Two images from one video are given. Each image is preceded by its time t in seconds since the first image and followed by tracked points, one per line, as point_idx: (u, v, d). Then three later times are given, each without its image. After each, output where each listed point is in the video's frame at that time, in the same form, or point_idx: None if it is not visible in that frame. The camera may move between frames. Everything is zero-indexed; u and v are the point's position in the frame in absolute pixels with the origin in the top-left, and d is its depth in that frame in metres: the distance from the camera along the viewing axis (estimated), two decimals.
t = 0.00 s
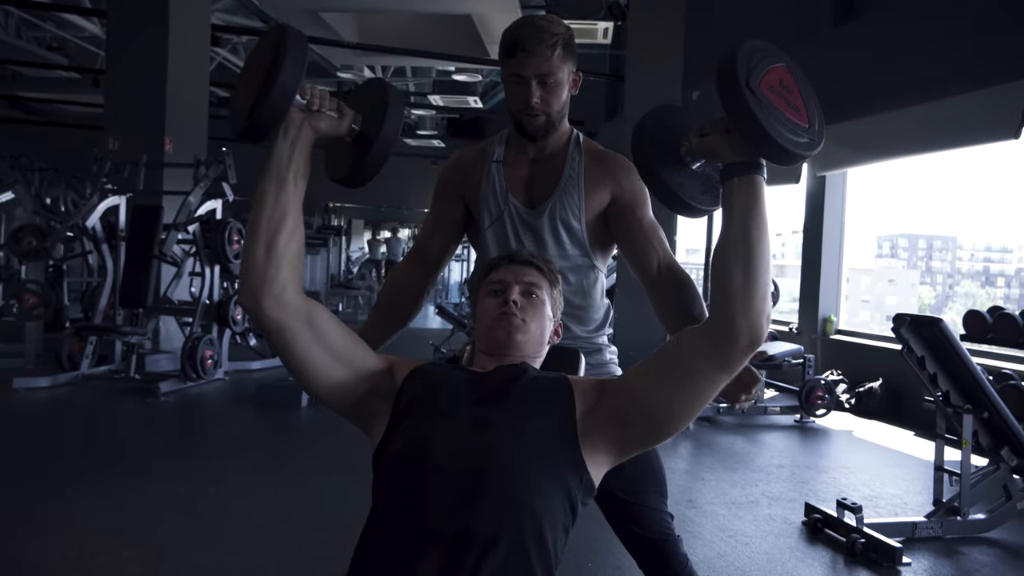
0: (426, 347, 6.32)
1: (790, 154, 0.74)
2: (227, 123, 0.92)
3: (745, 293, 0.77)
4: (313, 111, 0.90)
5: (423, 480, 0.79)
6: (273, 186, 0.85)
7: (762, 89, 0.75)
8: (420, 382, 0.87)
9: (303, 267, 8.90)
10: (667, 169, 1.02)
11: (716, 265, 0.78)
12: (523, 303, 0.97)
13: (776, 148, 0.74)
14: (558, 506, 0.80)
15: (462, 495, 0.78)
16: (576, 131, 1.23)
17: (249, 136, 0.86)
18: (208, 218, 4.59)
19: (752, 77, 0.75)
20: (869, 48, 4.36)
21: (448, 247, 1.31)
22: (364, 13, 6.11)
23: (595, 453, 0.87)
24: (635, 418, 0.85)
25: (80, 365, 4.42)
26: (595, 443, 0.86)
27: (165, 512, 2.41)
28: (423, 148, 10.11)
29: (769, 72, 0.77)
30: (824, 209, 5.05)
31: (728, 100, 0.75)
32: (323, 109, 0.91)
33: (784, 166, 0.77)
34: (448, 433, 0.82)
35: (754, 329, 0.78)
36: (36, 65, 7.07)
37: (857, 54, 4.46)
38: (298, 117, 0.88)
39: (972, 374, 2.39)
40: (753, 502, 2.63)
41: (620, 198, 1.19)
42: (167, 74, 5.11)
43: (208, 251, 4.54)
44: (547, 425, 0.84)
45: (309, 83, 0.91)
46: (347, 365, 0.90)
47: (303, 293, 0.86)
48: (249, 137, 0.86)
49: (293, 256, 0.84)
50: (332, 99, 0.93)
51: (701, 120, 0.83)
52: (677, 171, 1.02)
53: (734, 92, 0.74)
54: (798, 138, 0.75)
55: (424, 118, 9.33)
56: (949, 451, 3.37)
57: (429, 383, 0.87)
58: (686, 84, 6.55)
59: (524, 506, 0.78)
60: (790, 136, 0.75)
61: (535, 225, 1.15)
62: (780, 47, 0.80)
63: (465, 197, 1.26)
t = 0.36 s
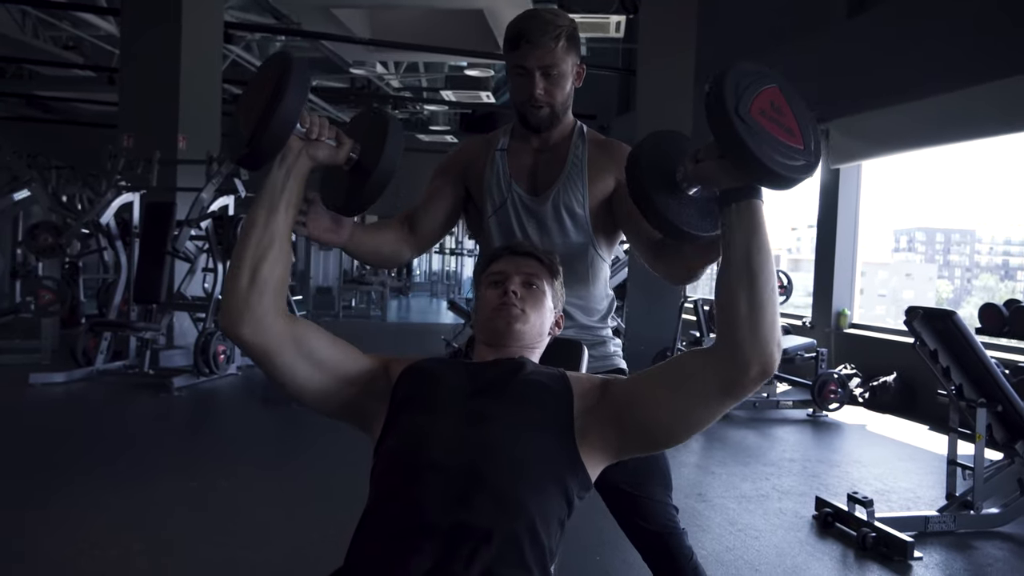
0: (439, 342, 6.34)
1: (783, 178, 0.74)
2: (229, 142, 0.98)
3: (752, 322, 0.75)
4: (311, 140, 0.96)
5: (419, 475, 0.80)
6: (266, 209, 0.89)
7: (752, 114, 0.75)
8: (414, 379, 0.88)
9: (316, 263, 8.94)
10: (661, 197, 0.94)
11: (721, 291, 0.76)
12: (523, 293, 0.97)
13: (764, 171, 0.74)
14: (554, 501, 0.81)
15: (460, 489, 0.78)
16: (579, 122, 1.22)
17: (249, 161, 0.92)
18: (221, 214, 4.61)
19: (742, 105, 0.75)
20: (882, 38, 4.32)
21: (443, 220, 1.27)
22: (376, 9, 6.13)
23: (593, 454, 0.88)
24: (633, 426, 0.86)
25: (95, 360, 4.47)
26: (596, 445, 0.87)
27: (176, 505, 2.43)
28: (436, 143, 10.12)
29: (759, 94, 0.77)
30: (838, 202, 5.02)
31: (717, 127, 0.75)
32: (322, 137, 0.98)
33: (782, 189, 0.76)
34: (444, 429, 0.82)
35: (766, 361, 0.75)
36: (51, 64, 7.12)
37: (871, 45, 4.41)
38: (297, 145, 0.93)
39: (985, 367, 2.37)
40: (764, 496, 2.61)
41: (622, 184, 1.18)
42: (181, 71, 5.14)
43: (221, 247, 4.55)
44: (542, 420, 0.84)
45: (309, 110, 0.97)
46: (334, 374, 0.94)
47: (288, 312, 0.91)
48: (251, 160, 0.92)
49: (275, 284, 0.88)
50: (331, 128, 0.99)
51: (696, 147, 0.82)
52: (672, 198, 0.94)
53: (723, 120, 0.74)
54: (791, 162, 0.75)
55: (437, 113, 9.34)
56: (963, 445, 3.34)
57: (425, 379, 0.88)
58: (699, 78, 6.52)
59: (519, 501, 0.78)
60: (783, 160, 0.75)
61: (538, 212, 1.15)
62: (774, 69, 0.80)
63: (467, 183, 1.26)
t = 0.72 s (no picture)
0: (448, 336, 6.34)
1: (780, 213, 0.71)
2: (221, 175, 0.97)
3: (759, 362, 0.72)
4: (307, 169, 0.93)
5: (416, 467, 0.80)
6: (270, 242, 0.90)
7: (750, 150, 0.72)
8: (412, 371, 0.89)
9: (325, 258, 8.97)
10: (653, 233, 1.02)
11: (725, 334, 0.74)
12: (522, 285, 0.97)
13: (761, 206, 0.71)
14: (552, 492, 0.81)
15: (457, 482, 0.79)
16: (580, 113, 1.21)
17: (240, 189, 0.91)
18: (229, 209, 4.62)
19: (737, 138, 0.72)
20: (891, 28, 4.28)
21: (441, 215, 1.27)
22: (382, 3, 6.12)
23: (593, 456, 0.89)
24: (634, 438, 0.86)
25: (106, 355, 4.51)
26: (597, 448, 0.87)
27: (184, 498, 2.45)
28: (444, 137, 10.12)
29: (754, 129, 0.75)
30: (847, 194, 4.99)
31: (713, 160, 0.72)
32: (317, 166, 0.94)
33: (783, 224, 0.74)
34: (442, 423, 0.82)
35: (775, 401, 0.73)
36: (61, 61, 7.18)
37: (880, 34, 4.38)
38: (291, 173, 0.92)
39: (995, 359, 2.34)
40: (771, 489, 2.61)
41: (623, 176, 1.17)
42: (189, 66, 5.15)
43: (230, 241, 4.56)
44: (540, 415, 0.84)
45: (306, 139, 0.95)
46: (326, 388, 0.97)
47: (275, 335, 0.92)
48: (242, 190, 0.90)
49: (264, 312, 0.89)
50: (327, 156, 0.96)
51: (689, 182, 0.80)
52: (666, 235, 1.02)
53: (719, 153, 0.71)
54: (791, 197, 0.72)
55: (445, 107, 9.34)
56: (973, 437, 3.32)
57: (421, 372, 0.88)
58: (707, 70, 6.49)
59: (517, 493, 0.79)
60: (781, 197, 0.71)
61: (538, 204, 1.15)
62: (764, 103, 0.79)
63: (466, 171, 1.26)
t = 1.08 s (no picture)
0: (460, 336, 6.35)
1: (771, 252, 0.70)
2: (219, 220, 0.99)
3: (756, 407, 0.71)
4: (304, 211, 0.95)
5: (416, 467, 0.81)
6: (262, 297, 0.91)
7: (738, 189, 0.71)
8: (413, 372, 0.89)
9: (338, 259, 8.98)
10: (648, 272, 0.93)
11: (722, 377, 0.73)
12: (525, 287, 0.98)
13: (751, 246, 0.70)
14: (553, 494, 0.82)
15: (458, 482, 0.80)
16: (584, 114, 1.21)
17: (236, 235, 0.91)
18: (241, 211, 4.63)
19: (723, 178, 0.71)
20: (904, 24, 4.26)
21: (445, 216, 1.27)
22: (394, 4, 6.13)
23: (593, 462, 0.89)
24: (632, 458, 0.85)
25: (121, 356, 4.55)
26: (596, 459, 0.88)
27: (195, 496, 2.47)
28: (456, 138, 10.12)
29: (741, 167, 0.74)
30: (860, 192, 4.96)
31: (701, 202, 0.72)
32: (315, 207, 0.97)
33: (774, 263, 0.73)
34: (440, 427, 0.83)
35: (775, 444, 0.72)
36: (77, 65, 7.24)
37: (893, 30, 4.35)
38: (287, 216, 0.93)
39: (1007, 358, 2.32)
40: (782, 490, 2.59)
41: (628, 175, 1.16)
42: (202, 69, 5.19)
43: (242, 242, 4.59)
44: (539, 417, 0.84)
45: (303, 178, 0.97)
46: (327, 411, 0.98)
47: (270, 370, 0.93)
48: (237, 239, 0.91)
49: (261, 353, 0.91)
50: (325, 197, 0.99)
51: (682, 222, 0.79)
52: (659, 273, 0.93)
53: (706, 193, 0.71)
54: (782, 234, 0.72)
55: (457, 107, 9.36)
56: (988, 438, 3.29)
57: (421, 373, 0.88)
58: (719, 68, 6.47)
59: (516, 495, 0.80)
60: (772, 234, 0.71)
61: (541, 207, 1.15)
62: (749, 138, 0.77)
63: (469, 174, 1.26)
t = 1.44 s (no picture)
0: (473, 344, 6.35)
1: (771, 291, 0.71)
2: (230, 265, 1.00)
3: (754, 447, 0.71)
4: (315, 257, 0.98)
5: (420, 473, 0.82)
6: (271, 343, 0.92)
7: (732, 230, 0.72)
8: (416, 378, 0.90)
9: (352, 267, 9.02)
10: (642, 313, 0.92)
11: (720, 416, 0.73)
12: (530, 295, 0.99)
13: (748, 284, 0.71)
14: (556, 501, 0.83)
15: (461, 490, 0.80)
16: (591, 124, 1.22)
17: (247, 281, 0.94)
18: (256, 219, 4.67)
19: (716, 220, 0.72)
20: (918, 30, 4.24)
21: (454, 228, 1.28)
22: (407, 13, 6.18)
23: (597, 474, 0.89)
24: (634, 480, 0.85)
25: (137, 364, 4.59)
26: (599, 474, 0.87)
27: (209, 502, 2.49)
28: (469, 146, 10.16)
29: (734, 210, 0.74)
30: (875, 199, 4.94)
31: (697, 244, 0.73)
32: (325, 255, 0.99)
33: (772, 301, 0.74)
34: (444, 434, 0.84)
35: (775, 485, 0.72)
36: (95, 76, 7.35)
37: (907, 36, 4.33)
38: (298, 263, 0.95)
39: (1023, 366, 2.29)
40: (795, 499, 2.57)
41: (635, 185, 1.17)
42: (218, 80, 5.24)
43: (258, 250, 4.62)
44: (540, 422, 0.85)
45: (315, 229, 1.00)
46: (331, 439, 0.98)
47: (274, 408, 0.93)
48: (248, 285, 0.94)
49: (269, 397, 0.91)
50: (335, 246, 1.01)
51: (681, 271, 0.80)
52: (655, 315, 0.93)
53: (701, 237, 0.72)
54: (779, 272, 0.72)
55: (470, 116, 9.40)
56: (1005, 447, 3.25)
57: (425, 380, 0.89)
58: (732, 76, 6.47)
59: (519, 501, 0.81)
60: (769, 272, 0.71)
61: (549, 217, 1.16)
62: (742, 180, 0.78)
63: (477, 185, 1.27)
